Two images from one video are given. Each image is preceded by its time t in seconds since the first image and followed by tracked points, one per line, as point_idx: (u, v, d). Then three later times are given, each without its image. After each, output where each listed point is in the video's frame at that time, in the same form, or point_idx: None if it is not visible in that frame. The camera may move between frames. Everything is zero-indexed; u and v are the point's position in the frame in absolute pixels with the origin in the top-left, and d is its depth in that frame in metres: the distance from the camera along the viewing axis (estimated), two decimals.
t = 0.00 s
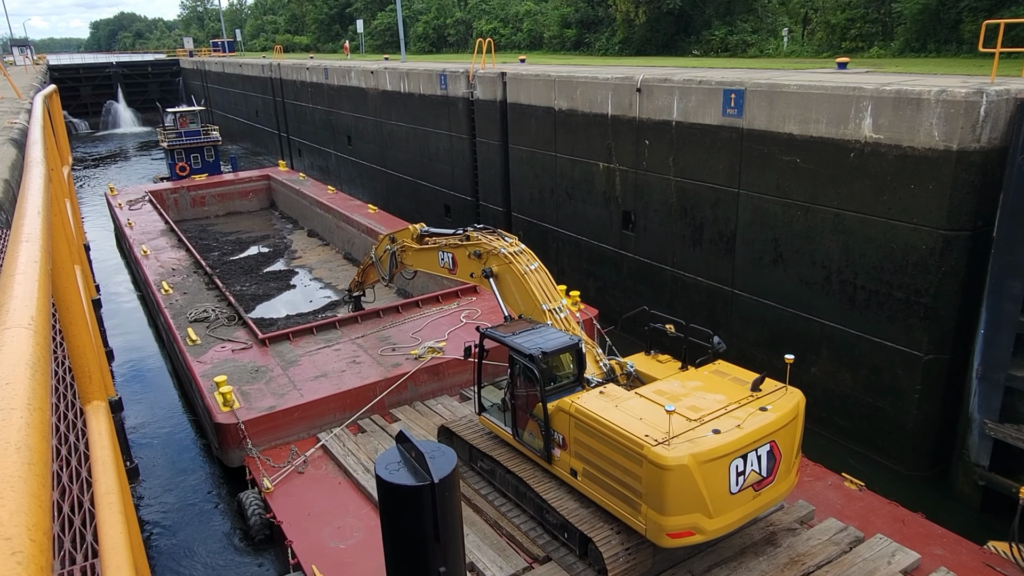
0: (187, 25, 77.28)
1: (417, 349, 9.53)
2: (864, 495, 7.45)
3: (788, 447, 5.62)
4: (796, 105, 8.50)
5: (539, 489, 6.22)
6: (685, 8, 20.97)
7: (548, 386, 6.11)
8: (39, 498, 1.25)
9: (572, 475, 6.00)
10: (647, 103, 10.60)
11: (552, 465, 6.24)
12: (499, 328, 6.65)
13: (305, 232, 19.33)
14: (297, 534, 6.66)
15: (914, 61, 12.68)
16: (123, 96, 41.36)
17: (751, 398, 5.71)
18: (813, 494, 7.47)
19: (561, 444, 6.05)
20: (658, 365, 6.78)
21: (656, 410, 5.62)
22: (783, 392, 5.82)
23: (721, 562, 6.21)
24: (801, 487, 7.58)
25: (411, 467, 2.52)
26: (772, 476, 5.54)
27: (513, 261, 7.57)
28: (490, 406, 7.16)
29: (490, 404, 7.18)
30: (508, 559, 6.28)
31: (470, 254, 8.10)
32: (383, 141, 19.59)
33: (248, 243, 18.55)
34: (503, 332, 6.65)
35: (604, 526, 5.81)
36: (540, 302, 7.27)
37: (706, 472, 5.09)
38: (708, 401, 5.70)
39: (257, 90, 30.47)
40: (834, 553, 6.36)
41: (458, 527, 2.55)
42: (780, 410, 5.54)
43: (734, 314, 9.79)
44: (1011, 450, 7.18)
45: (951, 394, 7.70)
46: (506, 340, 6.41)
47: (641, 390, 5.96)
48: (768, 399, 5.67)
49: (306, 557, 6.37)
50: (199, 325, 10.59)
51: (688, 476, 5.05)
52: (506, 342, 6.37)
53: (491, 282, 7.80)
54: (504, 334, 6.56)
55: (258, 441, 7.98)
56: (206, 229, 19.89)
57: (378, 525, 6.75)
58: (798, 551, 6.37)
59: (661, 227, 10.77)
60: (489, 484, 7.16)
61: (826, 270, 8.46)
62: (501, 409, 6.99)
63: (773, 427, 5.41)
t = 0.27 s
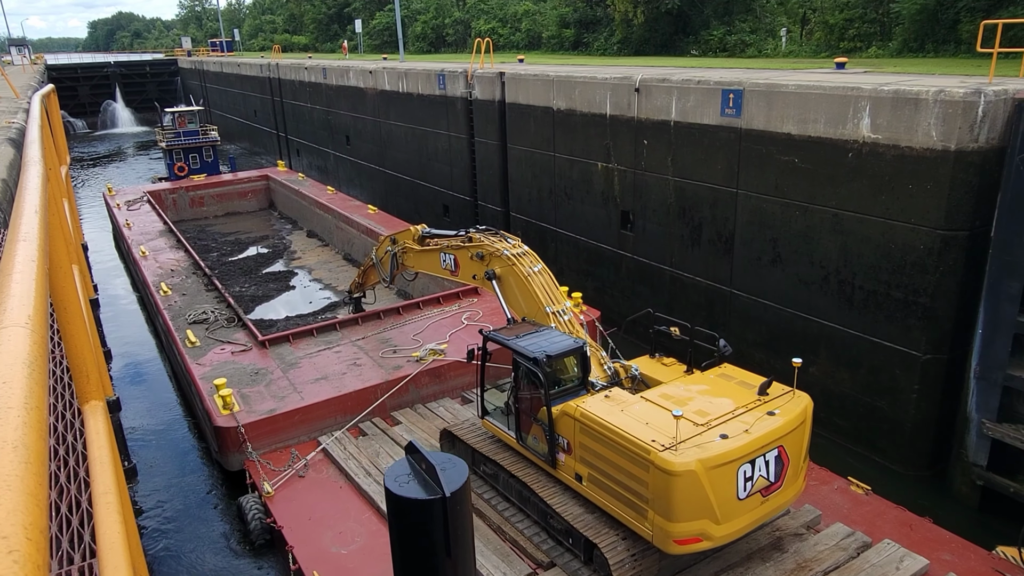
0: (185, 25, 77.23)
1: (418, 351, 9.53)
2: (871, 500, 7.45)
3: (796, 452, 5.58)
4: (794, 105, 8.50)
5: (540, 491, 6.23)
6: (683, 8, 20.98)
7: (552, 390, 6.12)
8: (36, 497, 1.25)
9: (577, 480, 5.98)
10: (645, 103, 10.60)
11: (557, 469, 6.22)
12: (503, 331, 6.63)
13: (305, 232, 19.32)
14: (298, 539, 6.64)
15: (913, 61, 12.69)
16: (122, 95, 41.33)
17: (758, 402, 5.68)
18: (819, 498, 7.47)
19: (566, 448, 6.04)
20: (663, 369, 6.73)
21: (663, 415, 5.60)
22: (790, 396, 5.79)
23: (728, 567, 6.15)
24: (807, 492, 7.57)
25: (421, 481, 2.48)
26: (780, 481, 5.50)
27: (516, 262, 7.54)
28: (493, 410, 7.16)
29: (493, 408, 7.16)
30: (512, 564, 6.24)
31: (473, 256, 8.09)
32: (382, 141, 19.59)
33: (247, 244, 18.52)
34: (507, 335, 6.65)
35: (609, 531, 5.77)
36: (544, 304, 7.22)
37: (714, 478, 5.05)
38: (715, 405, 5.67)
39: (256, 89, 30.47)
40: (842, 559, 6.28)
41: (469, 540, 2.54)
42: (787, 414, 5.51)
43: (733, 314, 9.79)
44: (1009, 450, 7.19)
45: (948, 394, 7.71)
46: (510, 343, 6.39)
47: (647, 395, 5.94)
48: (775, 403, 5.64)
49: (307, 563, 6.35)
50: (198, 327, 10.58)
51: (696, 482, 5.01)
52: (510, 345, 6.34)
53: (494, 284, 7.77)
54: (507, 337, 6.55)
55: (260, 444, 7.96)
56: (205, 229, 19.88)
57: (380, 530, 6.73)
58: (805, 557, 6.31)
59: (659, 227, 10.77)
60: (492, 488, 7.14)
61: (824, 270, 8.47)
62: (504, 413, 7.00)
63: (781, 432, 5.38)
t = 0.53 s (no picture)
0: (185, 24, 77.25)
1: (421, 352, 9.52)
2: (879, 503, 7.39)
3: (805, 455, 5.51)
4: (794, 105, 8.50)
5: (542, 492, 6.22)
6: (683, 7, 20.98)
7: (558, 393, 6.04)
8: (37, 493, 1.25)
9: (582, 483, 5.92)
10: (645, 102, 10.60)
11: (562, 472, 6.17)
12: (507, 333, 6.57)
13: (305, 232, 19.32)
14: (300, 543, 6.61)
15: (913, 60, 12.69)
16: (121, 95, 41.32)
17: (766, 405, 5.61)
18: (826, 501, 7.43)
19: (572, 452, 5.98)
20: (669, 371, 6.72)
21: (670, 418, 5.53)
22: (799, 398, 5.71)
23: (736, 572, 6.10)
24: (814, 495, 7.54)
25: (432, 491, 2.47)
26: (789, 485, 5.43)
27: (521, 264, 7.50)
28: (497, 412, 7.12)
29: (497, 410, 7.13)
30: (516, 568, 6.22)
31: (476, 256, 8.08)
32: (382, 140, 19.59)
33: (247, 244, 18.52)
34: (511, 338, 6.58)
35: (615, 536, 5.74)
36: (548, 306, 7.19)
37: (722, 482, 4.98)
38: (723, 408, 5.59)
39: (255, 88, 30.47)
40: (850, 563, 6.19)
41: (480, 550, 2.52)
42: (796, 417, 5.43)
43: (733, 313, 9.80)
44: (1009, 450, 7.19)
45: (948, 394, 7.71)
46: (515, 346, 6.31)
47: (654, 397, 5.87)
48: (783, 407, 5.56)
49: (310, 566, 6.34)
50: (199, 327, 10.57)
51: (704, 487, 4.94)
52: (515, 347, 6.27)
53: (498, 285, 7.74)
54: (511, 339, 6.46)
55: (261, 446, 7.95)
56: (206, 229, 19.88)
57: (382, 533, 6.70)
58: (812, 561, 6.22)
59: (659, 227, 10.78)
60: (497, 492, 7.13)
61: (824, 270, 8.47)
62: (509, 415, 6.96)
63: (790, 435, 5.30)
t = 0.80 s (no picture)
0: (185, 24, 77.27)
1: (424, 354, 9.51)
2: (886, 508, 7.36)
3: (815, 460, 5.44)
4: (794, 105, 8.50)
5: (546, 495, 6.19)
6: (683, 7, 20.99)
7: (564, 398, 6.03)
8: (37, 493, 1.24)
9: (589, 489, 5.85)
10: (645, 102, 10.60)
11: (568, 477, 6.10)
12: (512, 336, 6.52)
13: (305, 233, 19.31)
14: (302, 548, 6.56)
15: (913, 60, 12.70)
16: (121, 94, 41.32)
17: (775, 409, 5.54)
18: (834, 506, 7.40)
19: (578, 456, 5.90)
20: (675, 374, 6.68)
21: (678, 422, 5.45)
22: (808, 403, 5.64)
23: None
24: (821, 499, 7.51)
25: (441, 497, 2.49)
26: (799, 491, 5.36)
27: (525, 266, 7.48)
28: (501, 416, 7.04)
29: (502, 414, 7.07)
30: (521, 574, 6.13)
31: (480, 258, 8.06)
32: (382, 140, 19.59)
33: (248, 244, 18.51)
34: (515, 340, 6.52)
35: (622, 543, 5.65)
36: (553, 309, 7.18)
37: (732, 489, 4.90)
38: (732, 412, 5.52)
39: (255, 88, 30.47)
40: (859, 569, 6.17)
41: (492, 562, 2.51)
42: (806, 423, 5.36)
43: (732, 313, 9.80)
44: (1009, 449, 7.19)
45: (948, 393, 7.71)
46: (520, 349, 6.27)
47: (661, 402, 5.78)
48: (793, 411, 5.49)
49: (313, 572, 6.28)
50: (199, 329, 10.56)
51: (713, 493, 4.86)
52: (520, 351, 6.22)
53: (501, 287, 7.72)
54: (516, 342, 6.39)
55: (262, 450, 7.92)
56: (206, 230, 19.88)
57: (386, 539, 6.65)
58: (822, 567, 6.18)
59: (658, 226, 10.78)
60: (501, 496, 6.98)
61: (824, 269, 8.47)
62: (513, 419, 6.86)
63: (800, 440, 5.23)
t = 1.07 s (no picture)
0: (184, 24, 77.23)
1: (426, 356, 9.50)
2: (894, 511, 7.31)
3: (823, 464, 5.42)
4: (794, 104, 8.50)
5: (551, 500, 6.16)
6: (683, 6, 20.99)
7: (569, 401, 5.96)
8: (35, 493, 1.25)
9: (594, 493, 5.83)
10: (645, 101, 10.59)
11: (573, 482, 6.08)
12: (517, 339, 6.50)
13: (306, 233, 19.30)
14: (304, 552, 6.53)
15: (913, 60, 12.71)
16: (121, 94, 41.31)
17: (782, 413, 5.52)
18: (841, 509, 7.35)
19: (584, 460, 5.88)
20: (680, 377, 6.64)
21: (685, 426, 5.42)
22: (816, 406, 5.62)
23: None
24: (827, 502, 7.46)
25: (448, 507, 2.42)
26: (807, 496, 5.34)
27: (529, 267, 7.47)
28: (504, 419, 7.01)
29: (505, 417, 7.03)
30: None
31: (483, 260, 8.02)
32: (381, 140, 19.58)
33: (248, 245, 18.50)
34: (519, 343, 6.50)
35: (628, 548, 5.63)
36: (557, 311, 7.16)
37: (740, 494, 4.88)
38: (739, 416, 5.50)
39: (255, 88, 30.47)
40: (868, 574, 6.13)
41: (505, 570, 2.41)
42: (814, 427, 5.34)
43: (732, 313, 9.80)
44: (1008, 449, 7.20)
45: (947, 393, 7.72)
46: (525, 351, 6.23)
47: (668, 405, 5.76)
48: (801, 415, 5.47)
49: None
50: (199, 330, 10.54)
51: (721, 498, 4.83)
52: (525, 353, 6.19)
53: (505, 288, 7.70)
54: (521, 344, 6.38)
55: (263, 452, 7.89)
56: (206, 230, 19.86)
57: (388, 544, 6.62)
58: (829, 572, 6.13)
59: (658, 226, 10.78)
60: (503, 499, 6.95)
61: (823, 269, 8.47)
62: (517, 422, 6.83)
63: (808, 444, 5.21)
